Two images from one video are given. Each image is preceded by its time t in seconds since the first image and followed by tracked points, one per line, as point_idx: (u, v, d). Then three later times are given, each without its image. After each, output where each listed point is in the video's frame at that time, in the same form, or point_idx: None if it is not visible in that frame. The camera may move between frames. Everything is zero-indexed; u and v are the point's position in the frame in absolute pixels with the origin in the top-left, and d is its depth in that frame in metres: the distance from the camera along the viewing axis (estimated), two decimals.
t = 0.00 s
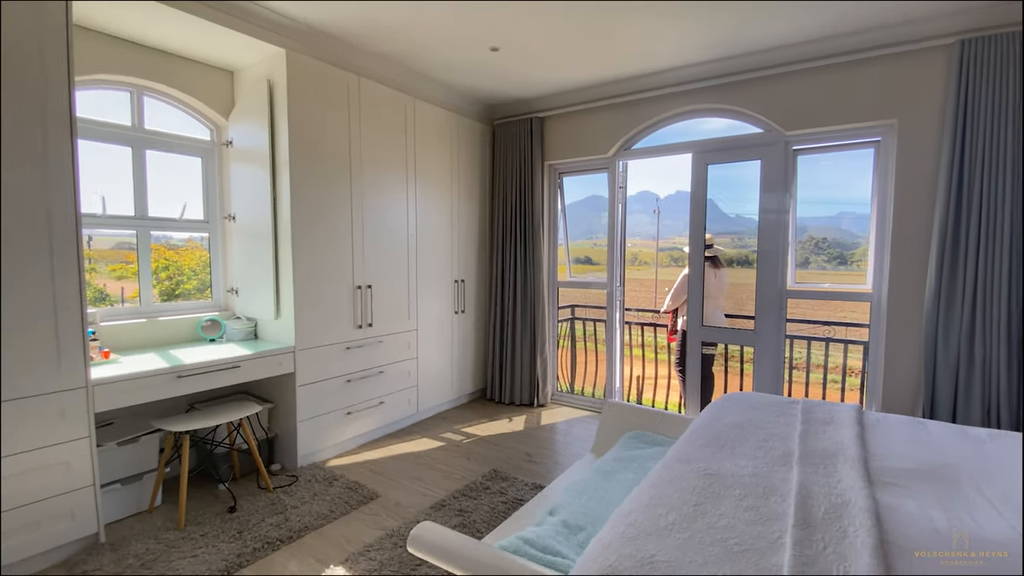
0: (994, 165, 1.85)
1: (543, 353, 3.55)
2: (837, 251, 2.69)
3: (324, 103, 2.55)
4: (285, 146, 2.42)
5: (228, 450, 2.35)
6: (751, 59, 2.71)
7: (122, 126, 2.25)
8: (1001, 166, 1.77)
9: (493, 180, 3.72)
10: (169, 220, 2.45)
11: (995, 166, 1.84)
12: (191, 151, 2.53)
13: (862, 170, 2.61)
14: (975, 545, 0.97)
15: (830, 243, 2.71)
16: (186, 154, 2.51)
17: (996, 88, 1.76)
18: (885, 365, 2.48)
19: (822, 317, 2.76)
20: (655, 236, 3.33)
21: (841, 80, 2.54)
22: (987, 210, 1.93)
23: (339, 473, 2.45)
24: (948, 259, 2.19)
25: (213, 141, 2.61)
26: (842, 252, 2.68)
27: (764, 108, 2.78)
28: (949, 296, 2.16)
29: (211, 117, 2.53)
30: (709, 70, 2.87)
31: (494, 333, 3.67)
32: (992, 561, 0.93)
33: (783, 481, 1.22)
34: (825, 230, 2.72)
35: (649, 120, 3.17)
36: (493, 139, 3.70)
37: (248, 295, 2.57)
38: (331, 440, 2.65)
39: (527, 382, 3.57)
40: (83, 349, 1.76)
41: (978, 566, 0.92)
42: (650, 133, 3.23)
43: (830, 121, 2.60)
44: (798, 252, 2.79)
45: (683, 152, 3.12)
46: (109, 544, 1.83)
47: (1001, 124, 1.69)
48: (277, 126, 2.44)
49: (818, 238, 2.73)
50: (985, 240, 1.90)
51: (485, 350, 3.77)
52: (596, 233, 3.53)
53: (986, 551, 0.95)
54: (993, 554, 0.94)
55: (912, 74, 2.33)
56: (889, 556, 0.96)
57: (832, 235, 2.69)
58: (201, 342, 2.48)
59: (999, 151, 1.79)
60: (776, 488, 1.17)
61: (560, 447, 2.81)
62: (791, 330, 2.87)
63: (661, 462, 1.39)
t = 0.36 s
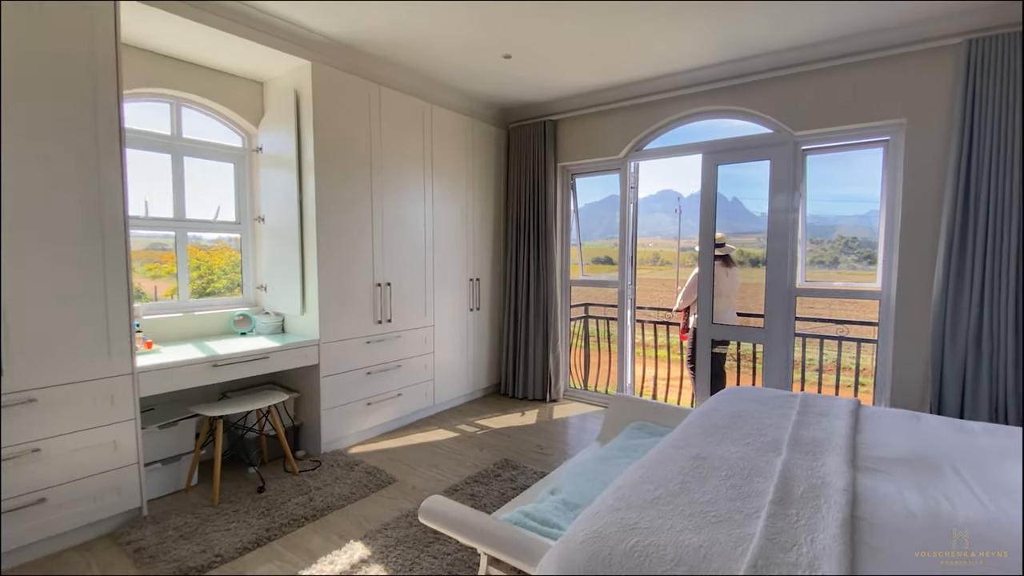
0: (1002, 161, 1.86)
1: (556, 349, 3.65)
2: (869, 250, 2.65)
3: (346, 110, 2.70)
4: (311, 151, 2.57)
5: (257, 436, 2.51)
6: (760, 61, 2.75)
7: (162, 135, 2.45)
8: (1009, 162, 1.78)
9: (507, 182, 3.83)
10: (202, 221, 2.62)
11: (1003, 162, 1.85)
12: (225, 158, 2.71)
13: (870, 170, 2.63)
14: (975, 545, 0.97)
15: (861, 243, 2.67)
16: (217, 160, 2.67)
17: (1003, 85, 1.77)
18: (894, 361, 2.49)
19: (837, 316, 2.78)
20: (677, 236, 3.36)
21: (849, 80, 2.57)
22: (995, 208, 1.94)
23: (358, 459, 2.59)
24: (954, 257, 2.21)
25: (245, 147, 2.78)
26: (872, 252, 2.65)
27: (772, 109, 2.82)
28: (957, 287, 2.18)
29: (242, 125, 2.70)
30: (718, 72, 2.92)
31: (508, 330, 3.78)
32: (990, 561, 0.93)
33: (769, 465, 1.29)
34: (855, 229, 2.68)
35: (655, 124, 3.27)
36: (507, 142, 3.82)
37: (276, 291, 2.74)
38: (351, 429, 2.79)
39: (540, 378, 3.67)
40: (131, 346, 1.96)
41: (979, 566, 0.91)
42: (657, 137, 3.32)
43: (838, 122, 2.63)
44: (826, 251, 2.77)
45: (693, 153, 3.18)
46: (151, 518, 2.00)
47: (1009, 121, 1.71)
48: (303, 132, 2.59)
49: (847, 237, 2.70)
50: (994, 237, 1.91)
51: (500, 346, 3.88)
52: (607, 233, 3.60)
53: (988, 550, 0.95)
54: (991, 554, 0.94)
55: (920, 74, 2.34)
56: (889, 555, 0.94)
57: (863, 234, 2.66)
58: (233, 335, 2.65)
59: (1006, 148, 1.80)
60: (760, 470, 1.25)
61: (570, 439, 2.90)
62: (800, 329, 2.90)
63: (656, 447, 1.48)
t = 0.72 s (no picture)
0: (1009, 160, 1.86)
1: (570, 346, 3.74)
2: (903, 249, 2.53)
3: (368, 115, 2.84)
4: (336, 155, 2.72)
5: (285, 423, 2.67)
6: (770, 63, 2.79)
7: (201, 142, 2.64)
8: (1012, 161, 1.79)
9: (522, 182, 3.94)
10: (235, 222, 2.80)
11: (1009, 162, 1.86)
12: (256, 163, 2.89)
13: (881, 169, 2.62)
14: (977, 545, 0.93)
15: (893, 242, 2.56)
16: (248, 165, 2.85)
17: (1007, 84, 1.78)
18: (904, 359, 2.50)
19: (857, 314, 2.74)
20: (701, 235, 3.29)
21: (857, 80, 2.60)
22: (1001, 206, 1.94)
23: (379, 447, 2.73)
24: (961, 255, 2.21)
25: (275, 152, 2.96)
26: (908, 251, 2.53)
27: (783, 110, 2.86)
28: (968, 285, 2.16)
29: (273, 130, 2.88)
30: (728, 74, 2.97)
31: (524, 327, 3.89)
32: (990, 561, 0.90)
33: (760, 449, 1.37)
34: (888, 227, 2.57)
35: (668, 124, 3.32)
36: (523, 144, 3.93)
37: (303, 287, 2.91)
38: (373, 419, 2.94)
39: (554, 373, 3.76)
40: (173, 338, 2.15)
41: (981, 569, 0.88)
42: (670, 137, 3.38)
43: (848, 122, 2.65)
44: (859, 249, 2.69)
45: (705, 154, 3.24)
46: (188, 495, 2.16)
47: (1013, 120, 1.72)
48: (328, 137, 2.75)
49: (880, 236, 2.59)
50: (1001, 236, 1.92)
51: (514, 343, 3.99)
52: (620, 233, 3.69)
53: (990, 550, 0.90)
54: (993, 555, 0.90)
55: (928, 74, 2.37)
56: (888, 554, 0.93)
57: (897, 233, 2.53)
58: (264, 328, 2.82)
59: (1009, 147, 1.81)
60: (750, 454, 1.33)
61: (582, 433, 2.99)
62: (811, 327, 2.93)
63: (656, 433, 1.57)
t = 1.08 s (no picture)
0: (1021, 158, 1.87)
1: (585, 343, 3.82)
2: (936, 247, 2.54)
3: (388, 120, 2.96)
4: (358, 159, 2.86)
5: (310, 412, 2.82)
6: (782, 64, 2.81)
7: (233, 147, 2.81)
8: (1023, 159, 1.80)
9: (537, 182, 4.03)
10: (264, 223, 2.96)
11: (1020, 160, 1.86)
12: (285, 166, 3.05)
13: (894, 169, 2.65)
14: (976, 546, 0.97)
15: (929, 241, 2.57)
16: (277, 169, 3.01)
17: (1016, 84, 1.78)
18: (915, 357, 2.51)
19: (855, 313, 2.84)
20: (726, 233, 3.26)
21: (869, 79, 2.60)
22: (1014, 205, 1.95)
23: (398, 436, 2.87)
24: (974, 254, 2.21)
25: (301, 156, 3.12)
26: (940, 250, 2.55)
27: (795, 110, 2.87)
28: (979, 287, 2.19)
29: (299, 135, 3.04)
30: (740, 75, 2.99)
31: (539, 324, 3.98)
32: (990, 561, 0.92)
33: (752, 439, 1.43)
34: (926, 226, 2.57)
35: (681, 124, 3.36)
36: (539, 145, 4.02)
37: (328, 284, 3.07)
38: (393, 409, 3.08)
39: (569, 369, 3.84)
40: (208, 328, 2.31)
41: (978, 565, 0.91)
42: (682, 137, 3.41)
43: (859, 121, 2.66)
44: (892, 248, 2.66)
45: (717, 153, 3.27)
46: (221, 477, 2.33)
47: None
48: (351, 141, 2.89)
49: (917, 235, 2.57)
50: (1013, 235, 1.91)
51: (529, 339, 4.09)
52: (633, 231, 3.73)
53: (989, 549, 0.95)
54: (991, 553, 0.94)
55: (942, 73, 2.37)
56: (890, 554, 0.93)
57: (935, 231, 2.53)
58: (292, 323, 3.00)
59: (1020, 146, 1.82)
60: (743, 444, 1.39)
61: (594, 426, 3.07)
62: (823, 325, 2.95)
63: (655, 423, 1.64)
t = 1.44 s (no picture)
0: None
1: (598, 340, 3.89)
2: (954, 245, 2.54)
3: (406, 125, 3.09)
4: (378, 162, 3.00)
5: (335, 402, 2.98)
6: (793, 64, 2.83)
7: (262, 152, 2.99)
8: None
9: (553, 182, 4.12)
10: (292, 224, 3.13)
11: None
12: (310, 170, 3.22)
13: (903, 168, 2.65)
14: (977, 546, 0.97)
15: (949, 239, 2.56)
16: (303, 172, 3.18)
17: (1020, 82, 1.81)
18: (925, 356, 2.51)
19: (881, 312, 2.79)
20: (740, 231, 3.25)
21: (880, 79, 2.60)
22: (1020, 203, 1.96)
23: (416, 427, 3.00)
24: (985, 253, 2.24)
25: (326, 160, 3.28)
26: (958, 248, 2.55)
27: (805, 109, 2.88)
28: (988, 285, 2.24)
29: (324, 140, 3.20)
30: (751, 76, 3.02)
31: (554, 321, 4.07)
32: (991, 561, 0.93)
33: (744, 431, 1.50)
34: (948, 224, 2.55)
35: (694, 125, 3.40)
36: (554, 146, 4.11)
37: (351, 281, 3.23)
38: (411, 402, 3.21)
39: (582, 365, 3.92)
40: (239, 324, 2.47)
41: (977, 565, 0.92)
42: (695, 137, 3.45)
43: (869, 120, 2.66)
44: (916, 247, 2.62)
45: (729, 154, 3.30)
46: (252, 462, 2.50)
47: None
48: (371, 146, 3.03)
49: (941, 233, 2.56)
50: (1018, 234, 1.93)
51: (544, 336, 4.18)
52: (646, 230, 3.78)
53: (989, 550, 0.95)
54: (993, 553, 0.95)
55: (953, 72, 2.37)
56: (892, 555, 0.93)
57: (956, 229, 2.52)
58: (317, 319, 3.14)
59: None
60: (734, 435, 1.47)
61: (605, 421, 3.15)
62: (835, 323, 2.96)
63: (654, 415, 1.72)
